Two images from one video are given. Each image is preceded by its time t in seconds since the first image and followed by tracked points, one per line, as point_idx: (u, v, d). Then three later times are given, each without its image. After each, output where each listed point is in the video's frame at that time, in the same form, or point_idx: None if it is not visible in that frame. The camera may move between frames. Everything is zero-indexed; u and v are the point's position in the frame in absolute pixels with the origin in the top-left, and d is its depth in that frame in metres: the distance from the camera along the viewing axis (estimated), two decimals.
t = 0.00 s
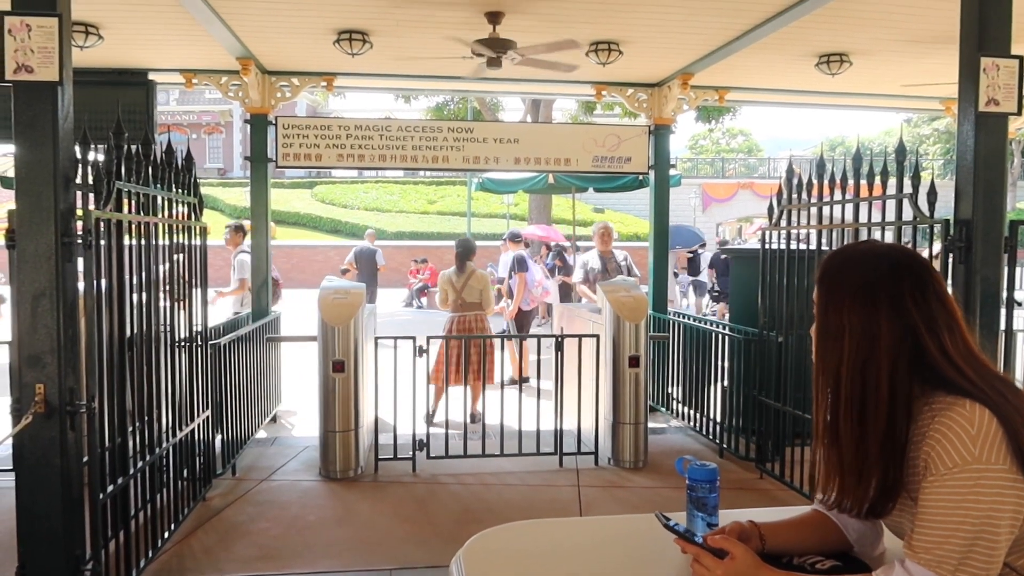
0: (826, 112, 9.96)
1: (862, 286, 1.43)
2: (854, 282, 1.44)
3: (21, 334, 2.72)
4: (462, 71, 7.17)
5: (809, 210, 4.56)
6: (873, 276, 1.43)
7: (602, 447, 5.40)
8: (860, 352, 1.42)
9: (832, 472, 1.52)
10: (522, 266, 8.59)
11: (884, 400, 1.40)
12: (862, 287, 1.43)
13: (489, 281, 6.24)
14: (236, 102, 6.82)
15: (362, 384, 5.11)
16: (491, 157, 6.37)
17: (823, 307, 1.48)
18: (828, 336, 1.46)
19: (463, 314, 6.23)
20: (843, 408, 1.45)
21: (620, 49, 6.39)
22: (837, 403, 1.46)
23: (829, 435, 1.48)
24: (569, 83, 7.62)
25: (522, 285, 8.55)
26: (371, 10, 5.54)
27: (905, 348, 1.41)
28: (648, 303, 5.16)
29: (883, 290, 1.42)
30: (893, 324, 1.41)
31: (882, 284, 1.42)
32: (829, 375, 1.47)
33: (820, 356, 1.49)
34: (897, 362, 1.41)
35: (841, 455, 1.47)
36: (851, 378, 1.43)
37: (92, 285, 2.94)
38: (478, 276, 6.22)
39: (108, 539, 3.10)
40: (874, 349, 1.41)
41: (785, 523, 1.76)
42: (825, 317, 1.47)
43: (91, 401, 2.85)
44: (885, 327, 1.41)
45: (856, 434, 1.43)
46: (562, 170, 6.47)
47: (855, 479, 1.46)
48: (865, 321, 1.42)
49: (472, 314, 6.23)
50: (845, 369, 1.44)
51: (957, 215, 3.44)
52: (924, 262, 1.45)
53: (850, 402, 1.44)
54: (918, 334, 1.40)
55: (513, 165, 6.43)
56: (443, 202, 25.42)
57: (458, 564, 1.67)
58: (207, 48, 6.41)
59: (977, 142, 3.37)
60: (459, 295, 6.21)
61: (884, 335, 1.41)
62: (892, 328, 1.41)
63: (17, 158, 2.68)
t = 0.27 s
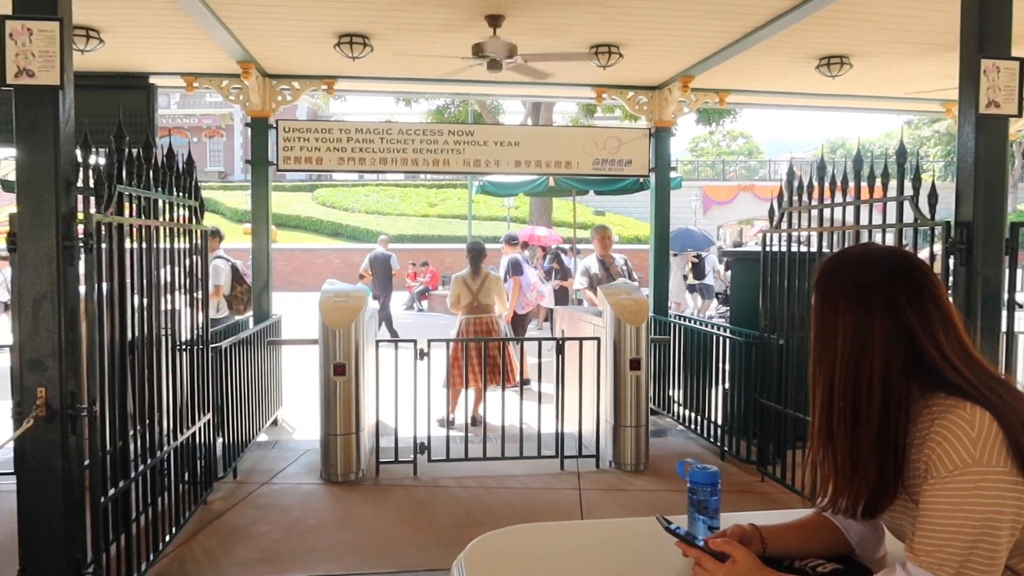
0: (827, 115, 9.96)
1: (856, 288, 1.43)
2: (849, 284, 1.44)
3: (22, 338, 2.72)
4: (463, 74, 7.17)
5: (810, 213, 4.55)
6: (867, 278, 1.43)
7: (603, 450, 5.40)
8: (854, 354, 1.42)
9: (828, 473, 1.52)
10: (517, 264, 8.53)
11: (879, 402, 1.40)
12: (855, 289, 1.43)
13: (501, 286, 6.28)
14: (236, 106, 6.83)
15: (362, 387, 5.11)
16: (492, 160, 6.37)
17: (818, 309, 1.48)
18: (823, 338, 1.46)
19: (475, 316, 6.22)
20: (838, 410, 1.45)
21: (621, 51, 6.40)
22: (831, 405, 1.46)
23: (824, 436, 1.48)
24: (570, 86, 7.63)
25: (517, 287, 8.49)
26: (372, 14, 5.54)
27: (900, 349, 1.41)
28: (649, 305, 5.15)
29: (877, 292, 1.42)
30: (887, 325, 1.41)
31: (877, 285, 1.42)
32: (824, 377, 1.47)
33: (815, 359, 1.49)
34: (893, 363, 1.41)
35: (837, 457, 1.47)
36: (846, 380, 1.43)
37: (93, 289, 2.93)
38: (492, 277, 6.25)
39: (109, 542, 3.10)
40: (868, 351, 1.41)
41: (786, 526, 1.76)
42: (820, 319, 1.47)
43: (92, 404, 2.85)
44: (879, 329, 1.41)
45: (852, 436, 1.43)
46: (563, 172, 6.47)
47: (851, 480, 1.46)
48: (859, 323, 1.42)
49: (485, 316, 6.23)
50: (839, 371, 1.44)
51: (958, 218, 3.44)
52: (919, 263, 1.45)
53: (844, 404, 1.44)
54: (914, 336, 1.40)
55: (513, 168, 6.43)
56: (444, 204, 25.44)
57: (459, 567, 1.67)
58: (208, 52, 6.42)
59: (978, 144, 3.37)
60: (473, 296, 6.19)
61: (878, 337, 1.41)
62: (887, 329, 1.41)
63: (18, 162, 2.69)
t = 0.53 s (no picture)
0: (825, 117, 9.97)
1: (851, 290, 1.44)
2: (845, 287, 1.45)
3: (20, 340, 2.72)
4: (460, 76, 7.17)
5: (808, 215, 4.55)
6: (863, 279, 1.44)
7: (601, 452, 5.40)
8: (849, 356, 1.42)
9: (823, 474, 1.52)
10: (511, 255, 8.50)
11: (874, 403, 1.41)
12: (851, 290, 1.44)
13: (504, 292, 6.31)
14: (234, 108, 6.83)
15: (360, 389, 5.10)
16: (489, 162, 6.37)
17: (814, 311, 1.48)
18: (819, 340, 1.47)
19: (478, 320, 6.21)
20: (833, 411, 1.45)
21: (618, 54, 6.41)
22: (826, 407, 1.46)
23: (819, 437, 1.49)
24: (567, 89, 7.64)
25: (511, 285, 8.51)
26: (370, 16, 5.55)
27: (895, 351, 1.41)
28: (646, 308, 5.15)
29: (874, 294, 1.42)
30: (883, 327, 1.41)
31: (872, 287, 1.43)
32: (819, 379, 1.47)
33: (811, 360, 1.49)
34: (888, 365, 1.41)
35: (831, 458, 1.48)
36: (841, 381, 1.43)
37: (90, 291, 2.93)
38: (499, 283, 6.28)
39: (107, 545, 3.09)
40: (864, 353, 1.41)
41: (782, 528, 1.77)
42: (816, 321, 1.47)
43: (90, 407, 2.85)
44: (874, 331, 1.41)
45: (847, 437, 1.44)
46: (561, 175, 6.48)
47: (846, 482, 1.46)
48: (855, 324, 1.42)
49: (489, 320, 6.21)
50: (834, 373, 1.44)
51: (955, 220, 3.44)
52: (914, 265, 1.46)
53: (839, 406, 1.44)
54: (909, 338, 1.41)
55: (511, 170, 6.43)
56: (442, 207, 25.45)
57: (455, 570, 1.67)
58: (205, 54, 6.42)
59: (974, 146, 3.38)
60: (479, 299, 6.19)
61: (874, 338, 1.41)
62: (883, 331, 1.41)
63: (16, 165, 2.69)
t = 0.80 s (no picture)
0: (823, 125, 10.00)
1: (850, 298, 1.44)
2: (844, 295, 1.45)
3: (20, 347, 2.73)
4: (460, 84, 7.19)
5: (807, 223, 4.56)
6: (862, 289, 1.44)
7: (601, 460, 5.39)
8: (849, 364, 1.43)
9: (822, 483, 1.52)
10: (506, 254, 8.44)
11: (873, 412, 1.41)
12: (850, 299, 1.44)
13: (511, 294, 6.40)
14: (234, 116, 6.84)
15: (360, 397, 5.10)
16: (489, 170, 6.39)
17: (812, 320, 1.49)
18: (818, 349, 1.47)
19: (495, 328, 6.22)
20: (832, 420, 1.45)
21: (617, 62, 6.43)
22: (824, 415, 1.46)
23: (818, 446, 1.49)
24: (567, 97, 7.66)
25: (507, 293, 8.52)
26: (369, 25, 5.57)
27: (894, 360, 1.42)
28: (646, 315, 5.16)
29: (871, 303, 1.43)
30: (881, 336, 1.41)
31: (871, 296, 1.43)
32: (817, 388, 1.47)
33: (810, 369, 1.49)
34: (886, 373, 1.41)
35: (830, 467, 1.47)
36: (840, 391, 1.44)
37: (90, 298, 2.93)
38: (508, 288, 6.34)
39: (104, 553, 3.08)
40: (863, 362, 1.42)
41: (782, 537, 1.77)
42: (815, 330, 1.48)
43: (88, 415, 2.85)
44: (873, 340, 1.41)
45: (845, 446, 1.44)
46: (560, 183, 6.49)
47: (844, 491, 1.46)
48: (854, 333, 1.43)
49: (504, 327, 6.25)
50: (834, 382, 1.44)
51: (953, 228, 3.45)
52: (913, 274, 1.47)
53: (838, 414, 1.44)
54: (908, 346, 1.41)
55: (511, 178, 6.44)
56: (442, 214, 25.50)
57: None
58: (206, 62, 6.44)
59: (972, 155, 3.39)
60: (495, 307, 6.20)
61: (872, 347, 1.41)
62: (881, 339, 1.41)
63: (16, 172, 2.69)
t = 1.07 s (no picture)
0: (822, 132, 10.02)
1: (847, 305, 1.45)
2: (841, 302, 1.45)
3: (18, 353, 2.72)
4: (459, 91, 7.21)
5: (806, 229, 4.56)
6: (859, 295, 1.44)
7: (600, 466, 5.39)
8: (846, 371, 1.43)
9: (820, 489, 1.52)
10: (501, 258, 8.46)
11: (871, 418, 1.41)
12: (846, 306, 1.45)
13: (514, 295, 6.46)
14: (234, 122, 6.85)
15: (359, 403, 5.09)
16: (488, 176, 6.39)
17: (811, 326, 1.49)
18: (816, 355, 1.47)
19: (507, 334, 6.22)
20: (829, 426, 1.45)
21: (616, 69, 6.45)
22: (822, 421, 1.46)
23: (816, 453, 1.49)
24: (566, 103, 7.68)
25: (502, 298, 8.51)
26: (369, 32, 5.59)
27: (891, 366, 1.42)
28: (645, 321, 5.16)
29: (869, 310, 1.43)
30: (878, 343, 1.42)
31: (868, 303, 1.43)
32: (815, 394, 1.47)
33: (808, 375, 1.50)
34: (883, 380, 1.42)
35: (828, 474, 1.48)
36: (838, 397, 1.44)
37: (88, 303, 2.93)
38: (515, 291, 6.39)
39: (103, 560, 3.08)
40: (861, 368, 1.42)
41: (780, 543, 1.76)
42: (813, 337, 1.48)
43: (88, 420, 2.85)
44: (870, 346, 1.42)
45: (843, 452, 1.44)
46: (560, 189, 6.50)
47: (842, 498, 1.46)
48: (851, 340, 1.43)
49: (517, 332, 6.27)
50: (831, 388, 1.44)
51: (952, 235, 3.46)
52: (911, 281, 1.47)
53: (835, 421, 1.44)
54: (905, 353, 1.41)
55: (510, 184, 6.45)
56: (441, 220, 25.52)
57: None
58: (206, 68, 6.45)
59: (970, 162, 3.40)
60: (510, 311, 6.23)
61: (870, 354, 1.42)
62: (878, 346, 1.42)
63: (15, 178, 2.69)
